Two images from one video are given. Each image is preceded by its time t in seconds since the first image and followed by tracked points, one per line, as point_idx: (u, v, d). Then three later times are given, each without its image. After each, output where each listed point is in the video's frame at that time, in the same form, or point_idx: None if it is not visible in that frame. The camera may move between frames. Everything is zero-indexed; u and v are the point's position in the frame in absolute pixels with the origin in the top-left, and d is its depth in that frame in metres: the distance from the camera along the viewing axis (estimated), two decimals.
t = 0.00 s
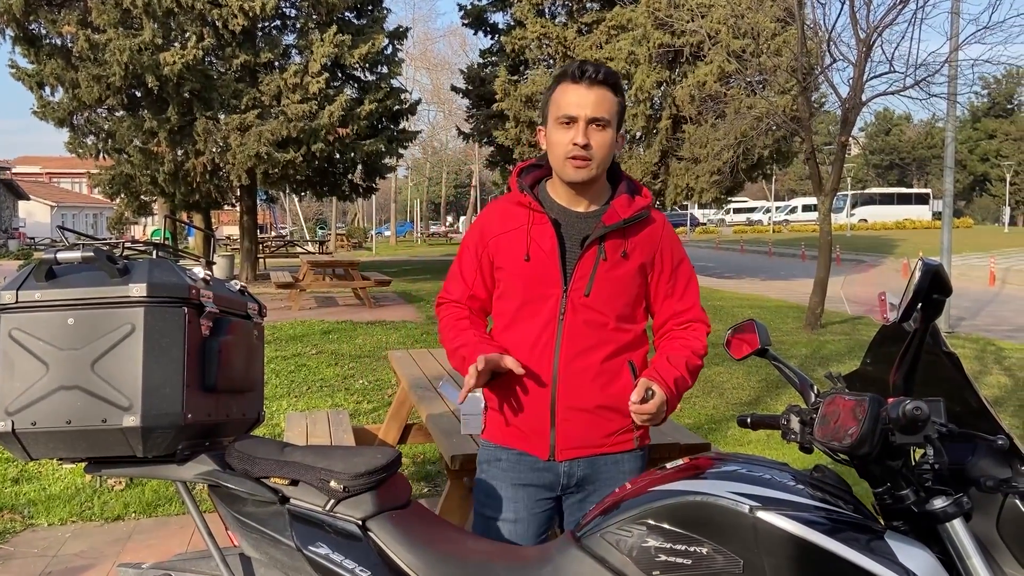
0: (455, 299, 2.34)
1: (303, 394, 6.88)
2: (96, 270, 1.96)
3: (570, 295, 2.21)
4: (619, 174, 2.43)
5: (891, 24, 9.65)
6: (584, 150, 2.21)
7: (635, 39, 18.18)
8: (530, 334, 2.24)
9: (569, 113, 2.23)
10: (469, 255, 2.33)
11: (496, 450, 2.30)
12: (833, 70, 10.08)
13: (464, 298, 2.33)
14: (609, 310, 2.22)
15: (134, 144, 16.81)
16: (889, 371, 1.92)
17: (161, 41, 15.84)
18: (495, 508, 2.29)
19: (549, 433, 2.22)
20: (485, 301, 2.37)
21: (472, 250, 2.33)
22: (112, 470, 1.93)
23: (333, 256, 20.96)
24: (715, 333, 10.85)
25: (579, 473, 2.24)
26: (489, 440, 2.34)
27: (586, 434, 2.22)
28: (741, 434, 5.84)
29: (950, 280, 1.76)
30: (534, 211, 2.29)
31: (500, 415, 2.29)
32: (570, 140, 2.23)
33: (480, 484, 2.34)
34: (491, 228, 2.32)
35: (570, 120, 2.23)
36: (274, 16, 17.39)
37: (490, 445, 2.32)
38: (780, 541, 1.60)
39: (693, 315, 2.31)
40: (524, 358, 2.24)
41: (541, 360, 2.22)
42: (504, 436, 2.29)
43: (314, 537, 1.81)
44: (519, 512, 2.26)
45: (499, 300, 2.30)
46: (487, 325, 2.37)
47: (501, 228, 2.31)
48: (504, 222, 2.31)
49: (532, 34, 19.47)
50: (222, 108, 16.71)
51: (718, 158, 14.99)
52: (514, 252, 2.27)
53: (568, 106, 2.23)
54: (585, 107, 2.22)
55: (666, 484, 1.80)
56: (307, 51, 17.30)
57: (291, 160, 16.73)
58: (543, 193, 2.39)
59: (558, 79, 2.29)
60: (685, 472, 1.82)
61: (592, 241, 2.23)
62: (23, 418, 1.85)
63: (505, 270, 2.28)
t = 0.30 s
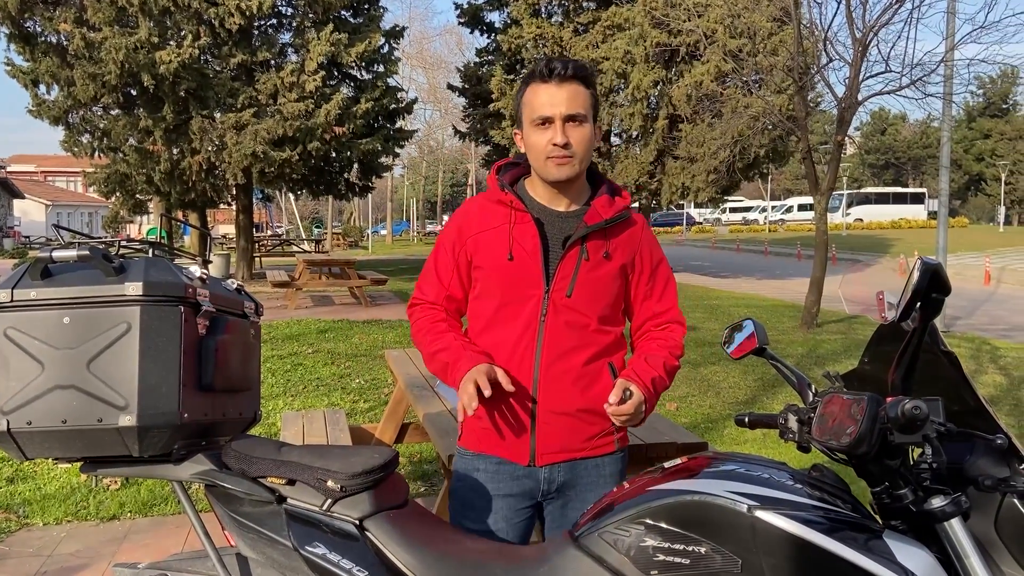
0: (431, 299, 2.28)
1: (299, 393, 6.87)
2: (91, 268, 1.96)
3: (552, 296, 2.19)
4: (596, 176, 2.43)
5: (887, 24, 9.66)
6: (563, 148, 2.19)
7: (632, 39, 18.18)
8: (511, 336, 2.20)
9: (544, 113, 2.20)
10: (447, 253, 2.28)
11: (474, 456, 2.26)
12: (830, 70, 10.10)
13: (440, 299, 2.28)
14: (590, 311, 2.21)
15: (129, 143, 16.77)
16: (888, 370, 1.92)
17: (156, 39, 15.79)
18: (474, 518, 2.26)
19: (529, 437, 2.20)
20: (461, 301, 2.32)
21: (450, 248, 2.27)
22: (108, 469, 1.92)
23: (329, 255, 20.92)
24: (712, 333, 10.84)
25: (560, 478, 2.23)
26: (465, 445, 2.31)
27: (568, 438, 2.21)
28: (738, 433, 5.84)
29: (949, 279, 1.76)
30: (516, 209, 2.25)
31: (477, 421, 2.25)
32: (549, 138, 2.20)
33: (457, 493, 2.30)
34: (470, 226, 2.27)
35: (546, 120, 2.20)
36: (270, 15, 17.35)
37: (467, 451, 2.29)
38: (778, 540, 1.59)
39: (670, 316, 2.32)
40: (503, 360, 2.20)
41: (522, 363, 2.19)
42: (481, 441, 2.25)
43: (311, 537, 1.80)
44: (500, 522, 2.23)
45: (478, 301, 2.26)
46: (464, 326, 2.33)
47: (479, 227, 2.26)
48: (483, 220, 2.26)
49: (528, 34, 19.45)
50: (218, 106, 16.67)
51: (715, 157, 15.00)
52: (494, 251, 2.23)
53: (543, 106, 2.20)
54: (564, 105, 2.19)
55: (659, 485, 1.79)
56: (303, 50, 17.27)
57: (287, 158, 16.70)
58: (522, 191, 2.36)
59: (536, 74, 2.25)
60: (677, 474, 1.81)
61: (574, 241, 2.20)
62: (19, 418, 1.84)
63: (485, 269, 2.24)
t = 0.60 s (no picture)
0: (382, 304, 2.22)
1: (295, 393, 6.85)
2: (86, 267, 1.95)
3: (507, 296, 2.14)
4: (551, 172, 2.39)
5: (883, 24, 9.68)
6: (513, 143, 2.15)
7: (628, 38, 18.19)
8: (466, 338, 2.15)
9: (496, 108, 2.15)
10: (398, 255, 2.22)
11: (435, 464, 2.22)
12: (826, 69, 10.12)
13: (391, 304, 2.21)
14: (547, 309, 2.16)
15: (125, 141, 16.74)
16: (886, 370, 1.92)
17: (152, 37, 15.76)
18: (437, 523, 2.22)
19: (488, 441, 2.15)
20: (415, 306, 2.26)
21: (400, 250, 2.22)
22: (104, 471, 1.91)
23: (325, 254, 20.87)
24: (708, 332, 10.84)
25: (522, 483, 2.18)
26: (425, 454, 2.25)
27: (529, 441, 2.16)
28: (733, 432, 5.86)
29: (948, 279, 1.76)
30: (468, 208, 2.20)
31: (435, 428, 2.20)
32: (499, 134, 2.16)
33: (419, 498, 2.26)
34: (421, 227, 2.22)
35: (498, 115, 2.15)
36: (266, 13, 17.32)
37: (427, 457, 2.24)
38: (777, 540, 1.59)
39: (626, 312, 2.28)
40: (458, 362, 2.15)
41: (477, 365, 2.14)
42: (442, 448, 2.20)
43: (309, 538, 1.79)
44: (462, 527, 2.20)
45: (431, 304, 2.20)
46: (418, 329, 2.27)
47: (431, 228, 2.21)
48: (435, 221, 2.22)
49: (524, 34, 19.41)
50: (214, 105, 16.63)
51: (711, 156, 15.00)
52: (448, 252, 2.17)
53: (494, 100, 2.16)
54: (513, 99, 2.14)
55: (650, 488, 1.77)
56: (299, 49, 17.25)
57: (283, 157, 16.69)
58: (474, 191, 2.32)
59: (484, 70, 2.21)
60: (666, 476, 1.80)
61: (527, 238, 2.16)
62: (14, 418, 1.82)
63: (438, 270, 2.18)
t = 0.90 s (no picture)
0: (349, 310, 2.19)
1: (291, 392, 6.84)
2: (82, 268, 1.95)
3: (482, 300, 2.13)
4: (521, 172, 2.40)
5: (878, 24, 9.70)
6: (485, 147, 2.15)
7: (625, 38, 18.19)
8: (441, 345, 2.13)
9: (467, 111, 2.15)
10: (367, 260, 2.19)
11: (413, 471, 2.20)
12: (822, 69, 10.15)
13: (360, 309, 2.19)
14: (522, 312, 2.17)
15: (121, 140, 16.72)
16: (883, 370, 1.92)
17: (148, 36, 15.74)
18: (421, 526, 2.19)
19: (466, 447, 2.15)
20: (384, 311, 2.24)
21: (366, 255, 2.20)
22: (101, 470, 1.91)
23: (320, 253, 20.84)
24: (704, 331, 10.86)
25: (504, 485, 2.19)
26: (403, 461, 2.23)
27: (508, 444, 2.16)
28: (729, 432, 5.87)
29: (944, 281, 1.78)
30: (439, 211, 2.20)
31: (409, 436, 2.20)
32: (470, 137, 2.16)
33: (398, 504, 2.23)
34: (390, 231, 2.20)
35: (469, 118, 2.15)
36: (262, 12, 17.29)
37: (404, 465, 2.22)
38: (774, 540, 1.60)
39: (598, 312, 2.32)
40: (432, 367, 2.13)
41: (453, 370, 2.12)
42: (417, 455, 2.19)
43: (306, 538, 1.79)
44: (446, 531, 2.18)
45: (403, 309, 2.18)
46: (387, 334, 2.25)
47: (401, 232, 2.20)
48: (406, 225, 2.20)
49: (520, 33, 19.44)
50: (210, 104, 16.60)
51: (707, 156, 15.02)
52: (420, 256, 2.16)
53: (466, 103, 2.15)
54: (483, 102, 2.14)
55: (644, 488, 1.78)
56: (295, 48, 17.24)
57: (280, 156, 16.65)
58: (443, 192, 2.32)
59: (453, 72, 2.20)
60: (655, 478, 1.81)
61: (502, 242, 2.17)
62: (12, 418, 1.83)
63: (410, 276, 2.16)
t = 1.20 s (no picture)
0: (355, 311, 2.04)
1: (273, 389, 6.82)
2: None
3: (513, 320, 2.11)
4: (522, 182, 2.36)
5: (859, 24, 9.79)
6: (536, 180, 2.02)
7: (608, 35, 18.25)
8: (473, 368, 2.04)
9: (524, 134, 1.98)
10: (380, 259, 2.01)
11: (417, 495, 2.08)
12: (803, 68, 10.25)
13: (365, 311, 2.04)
14: (539, 329, 2.20)
15: (100, 135, 16.54)
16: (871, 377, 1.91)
17: (127, 30, 15.60)
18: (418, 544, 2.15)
19: (485, 469, 2.10)
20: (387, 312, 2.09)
21: (388, 255, 2.02)
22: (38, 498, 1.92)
23: (303, 249, 20.74)
24: (687, 328, 10.94)
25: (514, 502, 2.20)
26: (405, 489, 2.09)
27: (520, 460, 2.18)
28: (711, 429, 5.92)
29: (925, 326, 1.73)
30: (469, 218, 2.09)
31: (422, 457, 2.06)
32: (521, 165, 2.00)
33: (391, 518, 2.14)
34: (413, 229, 2.05)
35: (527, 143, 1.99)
36: (244, 7, 17.19)
37: (411, 497, 2.08)
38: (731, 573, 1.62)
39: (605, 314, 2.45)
40: (462, 385, 2.04)
41: (482, 394, 2.06)
42: (426, 478, 2.07)
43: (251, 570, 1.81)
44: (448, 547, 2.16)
45: (423, 321, 2.05)
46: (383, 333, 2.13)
47: (423, 232, 2.06)
48: (427, 224, 2.07)
49: (504, 30, 19.31)
50: (191, 99, 16.49)
51: (689, 154, 15.11)
52: (449, 269, 2.05)
53: (520, 121, 1.97)
54: (545, 131, 1.98)
55: (612, 512, 1.79)
56: (278, 43, 17.14)
57: (262, 152, 16.54)
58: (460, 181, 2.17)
59: (509, 77, 1.97)
60: (634, 497, 1.82)
61: (538, 263, 2.15)
62: None
63: (435, 289, 2.04)
